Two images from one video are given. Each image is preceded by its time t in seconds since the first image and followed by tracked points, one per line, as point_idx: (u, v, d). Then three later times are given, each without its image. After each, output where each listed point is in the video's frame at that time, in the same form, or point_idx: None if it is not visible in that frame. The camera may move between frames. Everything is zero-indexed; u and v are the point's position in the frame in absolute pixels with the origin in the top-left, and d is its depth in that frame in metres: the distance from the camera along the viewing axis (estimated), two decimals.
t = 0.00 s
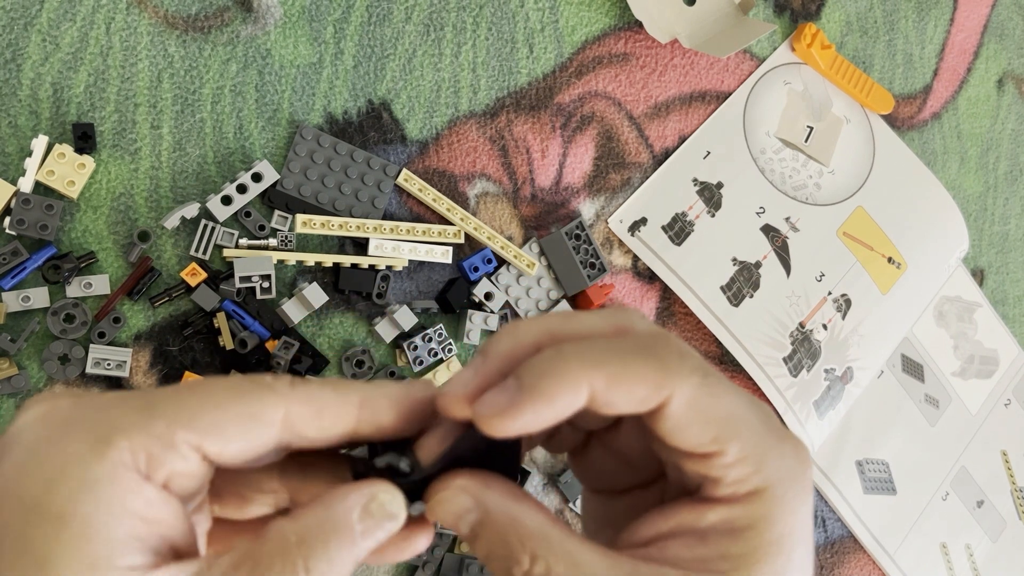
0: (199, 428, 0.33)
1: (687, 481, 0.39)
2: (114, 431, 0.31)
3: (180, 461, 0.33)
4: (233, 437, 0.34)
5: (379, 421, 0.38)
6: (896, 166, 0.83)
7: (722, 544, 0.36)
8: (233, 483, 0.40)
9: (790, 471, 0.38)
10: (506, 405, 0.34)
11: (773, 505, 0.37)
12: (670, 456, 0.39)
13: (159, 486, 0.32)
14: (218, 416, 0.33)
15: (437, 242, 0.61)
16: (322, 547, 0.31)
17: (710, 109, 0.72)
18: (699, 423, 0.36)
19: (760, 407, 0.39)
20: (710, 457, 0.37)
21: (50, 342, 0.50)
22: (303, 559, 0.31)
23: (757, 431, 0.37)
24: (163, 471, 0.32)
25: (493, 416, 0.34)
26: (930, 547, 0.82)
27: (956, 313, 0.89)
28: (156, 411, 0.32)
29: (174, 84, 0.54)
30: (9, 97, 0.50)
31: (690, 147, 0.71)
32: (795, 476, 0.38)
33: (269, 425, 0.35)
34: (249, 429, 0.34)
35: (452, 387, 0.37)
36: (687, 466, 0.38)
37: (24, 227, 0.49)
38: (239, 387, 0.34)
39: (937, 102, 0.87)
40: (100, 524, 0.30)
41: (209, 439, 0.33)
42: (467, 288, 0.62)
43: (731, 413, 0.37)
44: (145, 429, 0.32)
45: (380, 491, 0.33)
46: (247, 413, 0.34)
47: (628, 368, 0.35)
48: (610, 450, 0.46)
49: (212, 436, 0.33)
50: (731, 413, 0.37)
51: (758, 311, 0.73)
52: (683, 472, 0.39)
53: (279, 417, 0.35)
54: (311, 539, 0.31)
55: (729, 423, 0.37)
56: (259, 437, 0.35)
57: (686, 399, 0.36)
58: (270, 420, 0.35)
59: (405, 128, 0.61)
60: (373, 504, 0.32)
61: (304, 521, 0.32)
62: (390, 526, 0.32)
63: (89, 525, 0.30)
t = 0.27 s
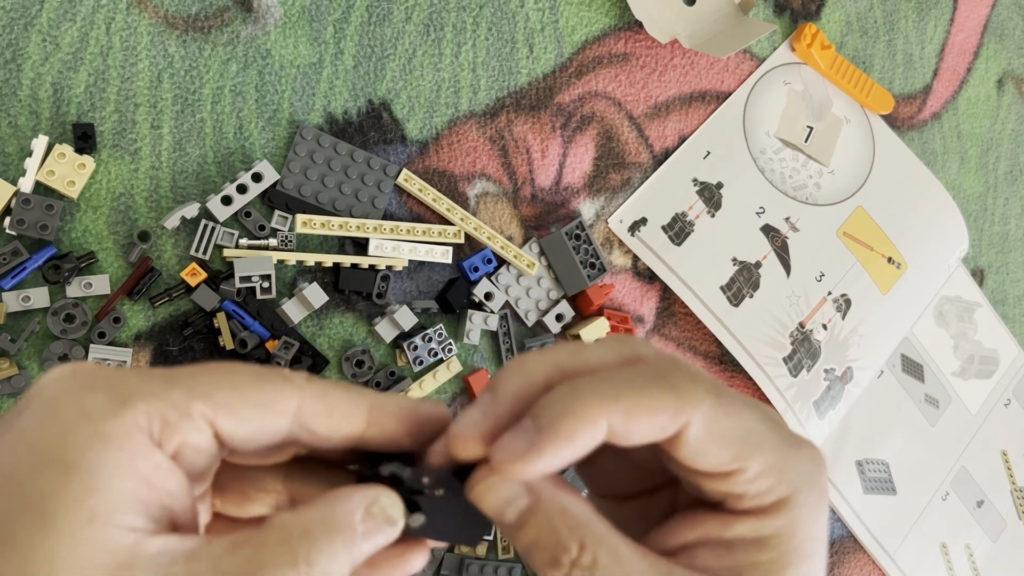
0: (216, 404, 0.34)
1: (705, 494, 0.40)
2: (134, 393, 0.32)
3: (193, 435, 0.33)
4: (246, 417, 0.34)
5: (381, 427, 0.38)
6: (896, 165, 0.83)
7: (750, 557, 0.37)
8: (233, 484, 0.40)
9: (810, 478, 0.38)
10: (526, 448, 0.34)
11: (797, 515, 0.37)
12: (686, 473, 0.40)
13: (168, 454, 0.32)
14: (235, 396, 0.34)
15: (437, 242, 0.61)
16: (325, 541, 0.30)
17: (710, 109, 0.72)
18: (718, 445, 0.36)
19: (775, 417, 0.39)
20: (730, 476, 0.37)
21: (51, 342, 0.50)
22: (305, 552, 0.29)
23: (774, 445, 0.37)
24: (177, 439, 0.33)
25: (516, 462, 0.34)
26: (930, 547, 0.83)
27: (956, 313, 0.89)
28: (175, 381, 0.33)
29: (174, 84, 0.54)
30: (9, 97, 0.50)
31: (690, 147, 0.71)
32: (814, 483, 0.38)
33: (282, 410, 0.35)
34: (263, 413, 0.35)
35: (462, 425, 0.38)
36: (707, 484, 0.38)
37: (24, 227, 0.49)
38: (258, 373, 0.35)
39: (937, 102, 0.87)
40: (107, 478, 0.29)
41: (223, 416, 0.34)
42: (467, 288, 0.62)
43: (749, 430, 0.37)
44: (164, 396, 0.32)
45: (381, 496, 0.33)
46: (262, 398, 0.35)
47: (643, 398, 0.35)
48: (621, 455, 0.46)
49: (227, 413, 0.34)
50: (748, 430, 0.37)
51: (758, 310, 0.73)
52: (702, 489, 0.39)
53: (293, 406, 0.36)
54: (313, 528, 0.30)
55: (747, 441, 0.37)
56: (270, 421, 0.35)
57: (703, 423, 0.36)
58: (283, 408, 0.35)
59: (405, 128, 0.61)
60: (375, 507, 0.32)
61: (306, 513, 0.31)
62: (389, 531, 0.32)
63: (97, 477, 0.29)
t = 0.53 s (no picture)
0: (217, 399, 0.34)
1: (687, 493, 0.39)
2: (136, 385, 0.32)
3: (195, 428, 0.33)
4: (247, 413, 0.35)
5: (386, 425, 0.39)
6: (896, 166, 0.83)
7: (729, 559, 0.37)
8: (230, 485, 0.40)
9: (787, 482, 0.38)
10: (494, 426, 0.35)
11: (775, 519, 0.37)
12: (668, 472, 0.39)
13: (168, 448, 0.32)
14: (236, 391, 0.34)
15: (437, 242, 0.61)
16: (323, 537, 0.30)
17: (710, 109, 0.72)
18: (694, 445, 0.36)
19: (758, 419, 0.39)
20: (704, 474, 0.37)
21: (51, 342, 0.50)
22: (304, 546, 0.30)
23: (752, 448, 0.37)
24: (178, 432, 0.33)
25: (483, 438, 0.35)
26: (930, 547, 0.83)
27: (956, 313, 0.89)
28: (177, 374, 0.33)
29: (174, 84, 0.54)
30: (9, 97, 0.50)
31: (690, 147, 0.71)
32: (793, 487, 0.38)
33: (281, 406, 0.35)
34: (263, 408, 0.35)
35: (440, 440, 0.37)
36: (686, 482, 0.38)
37: (24, 227, 0.49)
38: (259, 369, 0.35)
39: (937, 103, 0.87)
40: (108, 471, 0.29)
41: (224, 411, 0.34)
42: (466, 288, 0.62)
43: (726, 433, 0.37)
44: (166, 389, 0.32)
45: (379, 494, 0.33)
46: (262, 393, 0.35)
47: (618, 394, 0.35)
48: (616, 453, 0.46)
49: (228, 408, 0.34)
50: (727, 433, 0.37)
51: (758, 311, 0.73)
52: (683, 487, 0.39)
53: (292, 403, 0.36)
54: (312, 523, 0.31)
55: (724, 444, 0.36)
56: (269, 417, 0.35)
57: (678, 423, 0.36)
58: (283, 405, 0.35)
59: (405, 128, 0.61)
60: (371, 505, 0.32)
61: (303, 510, 0.31)
62: (385, 529, 0.32)
63: (99, 470, 0.29)
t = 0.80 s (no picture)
0: (218, 396, 0.34)
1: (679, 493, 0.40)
2: (139, 380, 0.32)
3: (196, 425, 0.33)
4: (248, 409, 0.35)
5: (385, 425, 0.39)
6: (896, 166, 0.83)
7: (728, 557, 0.37)
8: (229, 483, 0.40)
9: (779, 473, 0.38)
10: (488, 455, 0.34)
11: (770, 512, 0.37)
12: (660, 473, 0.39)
13: (171, 441, 0.32)
14: (237, 387, 0.34)
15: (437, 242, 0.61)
16: (323, 532, 0.31)
17: (710, 109, 0.72)
18: (685, 449, 0.36)
19: (745, 415, 0.39)
20: (698, 476, 0.37)
21: (51, 342, 0.50)
22: (304, 540, 0.30)
23: (742, 444, 0.37)
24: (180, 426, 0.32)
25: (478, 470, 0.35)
26: (930, 547, 0.83)
27: (956, 313, 0.89)
28: (181, 369, 0.33)
29: (174, 84, 0.54)
30: (9, 97, 0.50)
31: (690, 147, 0.71)
32: (783, 480, 0.38)
33: (280, 403, 0.36)
34: (263, 405, 0.35)
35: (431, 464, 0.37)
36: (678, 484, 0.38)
37: (24, 227, 0.49)
38: (258, 367, 0.36)
39: (937, 103, 0.87)
40: (110, 463, 0.29)
41: (225, 407, 0.34)
42: (467, 288, 0.62)
43: (715, 432, 0.37)
44: (169, 385, 0.32)
45: (377, 493, 0.33)
46: (262, 390, 0.35)
47: (606, 409, 0.35)
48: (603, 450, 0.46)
49: (229, 404, 0.34)
50: (716, 432, 0.37)
51: (758, 311, 0.73)
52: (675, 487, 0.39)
53: (290, 401, 0.36)
54: (312, 517, 0.31)
55: (715, 442, 0.37)
56: (268, 414, 0.35)
57: (668, 429, 0.36)
58: (282, 403, 0.36)
59: (405, 128, 0.61)
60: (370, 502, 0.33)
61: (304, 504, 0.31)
62: (383, 527, 0.32)
63: (101, 461, 0.29)
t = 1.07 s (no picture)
0: (216, 389, 0.34)
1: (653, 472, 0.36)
2: (138, 373, 0.32)
3: (194, 417, 0.34)
4: (244, 400, 0.35)
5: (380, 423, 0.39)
6: (896, 165, 0.83)
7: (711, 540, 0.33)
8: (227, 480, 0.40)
9: (755, 445, 0.32)
10: (421, 498, 0.33)
11: (750, 491, 0.32)
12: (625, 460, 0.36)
13: (168, 432, 0.32)
14: (234, 379, 0.35)
15: (437, 242, 0.61)
16: (316, 520, 0.31)
17: (710, 109, 0.72)
18: (630, 461, 0.32)
19: (704, 392, 0.33)
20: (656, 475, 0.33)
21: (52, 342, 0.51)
22: (298, 527, 0.31)
23: (698, 433, 0.32)
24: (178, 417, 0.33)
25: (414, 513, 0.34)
26: (930, 547, 0.83)
27: (956, 313, 0.89)
28: (177, 361, 0.33)
29: (174, 84, 0.54)
30: (9, 96, 0.50)
31: (690, 147, 0.71)
32: (759, 450, 0.32)
33: (274, 394, 0.36)
34: (259, 396, 0.35)
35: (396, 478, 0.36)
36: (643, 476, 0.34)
37: (24, 227, 0.49)
38: (253, 360, 0.36)
39: (937, 102, 0.87)
40: (109, 451, 0.29)
41: (222, 398, 0.34)
42: (467, 288, 0.62)
43: (660, 432, 0.32)
44: (166, 376, 0.33)
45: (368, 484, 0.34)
46: (257, 382, 0.35)
47: (526, 442, 0.32)
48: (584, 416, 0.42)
49: (226, 395, 0.34)
50: (661, 429, 0.32)
51: (758, 311, 0.73)
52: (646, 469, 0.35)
53: (285, 394, 0.36)
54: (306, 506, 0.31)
55: (662, 439, 0.32)
56: (263, 405, 0.36)
57: (604, 445, 0.32)
58: (276, 395, 0.36)
59: (405, 128, 0.61)
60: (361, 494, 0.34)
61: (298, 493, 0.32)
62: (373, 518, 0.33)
63: (100, 451, 0.29)
